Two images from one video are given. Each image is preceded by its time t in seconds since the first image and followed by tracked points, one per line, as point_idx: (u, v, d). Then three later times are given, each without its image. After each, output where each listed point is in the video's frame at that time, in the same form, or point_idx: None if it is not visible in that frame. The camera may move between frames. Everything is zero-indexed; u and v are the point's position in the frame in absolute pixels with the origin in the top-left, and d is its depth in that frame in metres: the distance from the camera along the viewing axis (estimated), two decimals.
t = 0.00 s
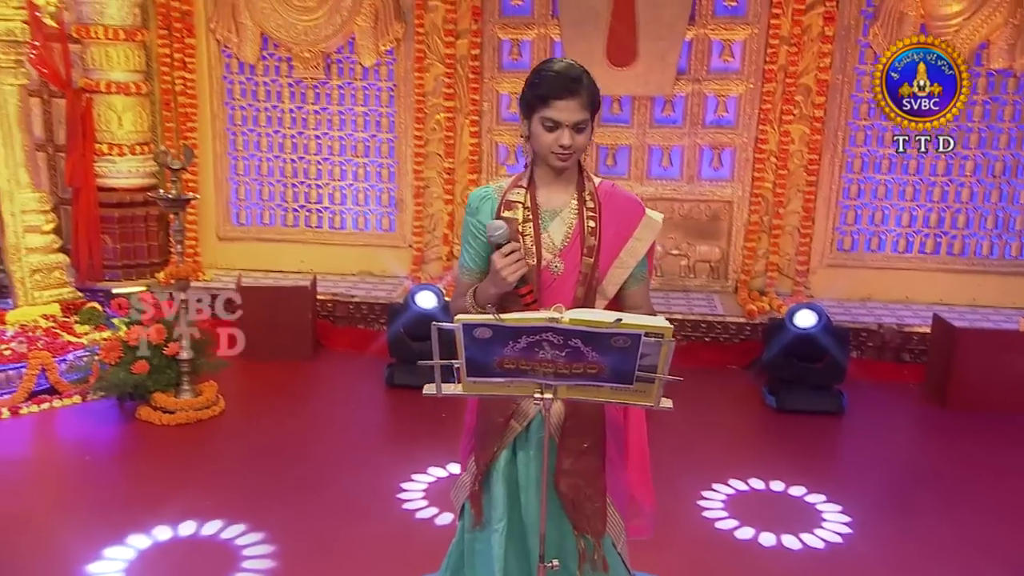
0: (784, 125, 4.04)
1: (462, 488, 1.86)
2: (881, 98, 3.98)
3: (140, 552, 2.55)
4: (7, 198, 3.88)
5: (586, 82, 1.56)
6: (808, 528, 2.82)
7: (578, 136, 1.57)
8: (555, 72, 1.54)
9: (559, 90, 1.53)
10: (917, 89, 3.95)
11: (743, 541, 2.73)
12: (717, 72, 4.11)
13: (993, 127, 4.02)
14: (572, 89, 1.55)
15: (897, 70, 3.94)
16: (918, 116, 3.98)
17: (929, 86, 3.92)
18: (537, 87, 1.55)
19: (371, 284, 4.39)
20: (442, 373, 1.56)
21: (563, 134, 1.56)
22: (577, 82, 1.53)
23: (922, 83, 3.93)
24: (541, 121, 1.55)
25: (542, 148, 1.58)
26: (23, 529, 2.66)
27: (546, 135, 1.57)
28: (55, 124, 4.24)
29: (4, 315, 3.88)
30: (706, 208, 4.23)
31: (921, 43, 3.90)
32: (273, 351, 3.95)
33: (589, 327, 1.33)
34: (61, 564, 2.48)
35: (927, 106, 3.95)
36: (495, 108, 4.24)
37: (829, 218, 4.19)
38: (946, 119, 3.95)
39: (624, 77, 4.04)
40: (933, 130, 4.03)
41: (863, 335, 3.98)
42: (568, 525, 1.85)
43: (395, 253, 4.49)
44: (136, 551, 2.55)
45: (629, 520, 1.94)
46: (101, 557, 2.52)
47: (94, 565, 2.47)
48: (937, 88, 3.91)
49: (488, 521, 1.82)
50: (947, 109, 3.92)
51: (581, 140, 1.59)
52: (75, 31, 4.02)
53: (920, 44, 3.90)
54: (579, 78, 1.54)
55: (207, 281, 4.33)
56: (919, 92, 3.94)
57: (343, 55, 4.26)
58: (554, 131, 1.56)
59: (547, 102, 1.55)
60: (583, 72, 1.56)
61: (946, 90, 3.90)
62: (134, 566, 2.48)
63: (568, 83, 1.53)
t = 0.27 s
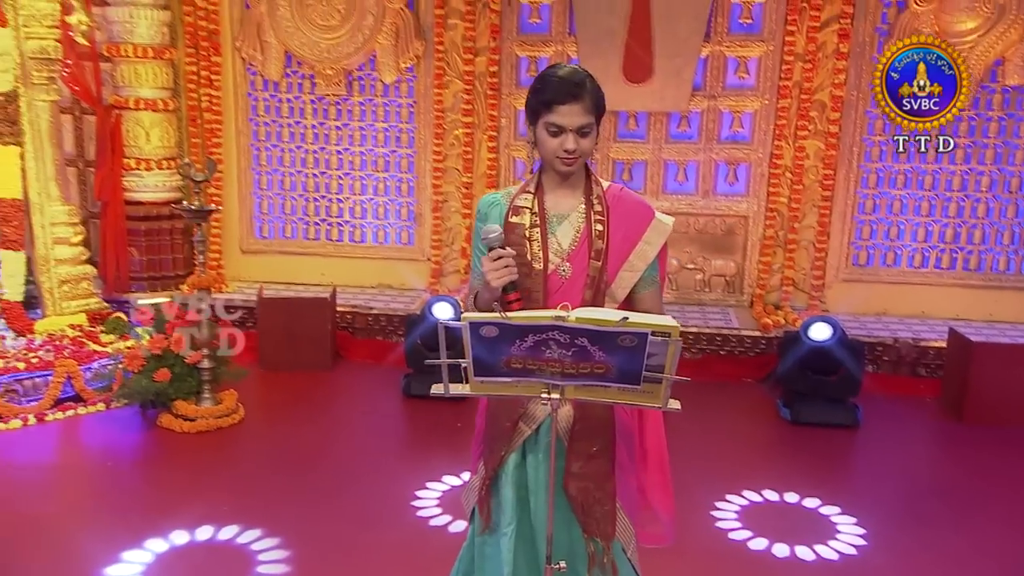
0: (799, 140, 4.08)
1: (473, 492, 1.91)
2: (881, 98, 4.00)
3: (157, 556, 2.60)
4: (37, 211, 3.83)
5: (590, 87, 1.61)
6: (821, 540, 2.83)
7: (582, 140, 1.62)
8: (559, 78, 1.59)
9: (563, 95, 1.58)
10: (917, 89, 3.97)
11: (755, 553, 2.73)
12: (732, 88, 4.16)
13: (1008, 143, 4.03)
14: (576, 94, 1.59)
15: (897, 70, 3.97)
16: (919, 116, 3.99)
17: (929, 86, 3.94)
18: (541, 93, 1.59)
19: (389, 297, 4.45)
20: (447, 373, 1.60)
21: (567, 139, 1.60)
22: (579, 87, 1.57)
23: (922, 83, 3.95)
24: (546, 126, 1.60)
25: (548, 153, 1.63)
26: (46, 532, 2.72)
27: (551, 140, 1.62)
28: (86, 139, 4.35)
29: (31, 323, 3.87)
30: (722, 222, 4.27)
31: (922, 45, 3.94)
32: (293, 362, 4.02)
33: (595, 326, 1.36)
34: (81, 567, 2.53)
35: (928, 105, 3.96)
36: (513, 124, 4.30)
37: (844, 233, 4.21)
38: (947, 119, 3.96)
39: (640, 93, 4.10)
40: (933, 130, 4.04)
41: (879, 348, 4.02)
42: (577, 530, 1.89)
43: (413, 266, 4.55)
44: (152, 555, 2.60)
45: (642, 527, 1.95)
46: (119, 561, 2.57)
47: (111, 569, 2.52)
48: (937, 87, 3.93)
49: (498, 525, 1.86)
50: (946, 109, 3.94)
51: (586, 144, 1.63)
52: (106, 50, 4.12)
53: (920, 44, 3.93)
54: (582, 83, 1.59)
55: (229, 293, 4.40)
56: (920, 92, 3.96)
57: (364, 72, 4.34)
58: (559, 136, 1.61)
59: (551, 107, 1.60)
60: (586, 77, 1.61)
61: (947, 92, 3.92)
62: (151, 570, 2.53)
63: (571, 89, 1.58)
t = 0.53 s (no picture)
0: (813, 152, 4.11)
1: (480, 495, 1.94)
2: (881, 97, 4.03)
3: (172, 558, 2.64)
4: (62, 221, 3.88)
5: (600, 92, 1.65)
6: (834, 550, 2.84)
7: (591, 144, 1.67)
8: (570, 83, 1.64)
9: (574, 99, 1.63)
10: (917, 88, 3.99)
11: (766, 562, 2.75)
12: (746, 101, 4.20)
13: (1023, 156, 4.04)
14: (586, 99, 1.64)
15: (896, 69, 4.00)
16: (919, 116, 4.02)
17: (929, 86, 3.96)
18: (552, 97, 1.65)
19: (406, 307, 4.50)
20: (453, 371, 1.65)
21: (576, 142, 1.65)
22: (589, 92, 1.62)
23: (922, 83, 3.97)
24: (556, 130, 1.65)
25: (557, 156, 1.68)
26: (66, 533, 2.77)
27: (560, 143, 1.67)
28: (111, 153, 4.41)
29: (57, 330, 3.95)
30: (736, 234, 4.29)
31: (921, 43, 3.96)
32: (310, 370, 4.07)
33: (601, 325, 1.40)
34: (100, 568, 2.57)
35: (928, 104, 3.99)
36: (528, 136, 4.35)
37: (858, 245, 4.23)
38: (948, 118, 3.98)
39: (654, 105, 4.14)
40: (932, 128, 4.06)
41: (893, 360, 4.01)
42: (586, 534, 1.94)
43: (430, 276, 4.60)
44: (168, 557, 2.65)
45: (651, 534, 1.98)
46: (135, 562, 2.61)
47: (128, 570, 2.57)
48: (938, 88, 3.96)
49: (504, 528, 1.89)
50: (946, 109, 3.97)
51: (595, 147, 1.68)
52: (132, 64, 4.21)
53: (920, 44, 3.95)
54: (592, 88, 1.64)
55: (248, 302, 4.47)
56: (921, 93, 3.99)
57: (383, 85, 4.40)
58: (568, 139, 1.66)
59: (561, 111, 1.65)
60: (596, 82, 1.66)
61: (946, 90, 3.94)
62: (165, 572, 2.57)
63: (581, 93, 1.63)
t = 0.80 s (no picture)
0: (830, 167, 4.14)
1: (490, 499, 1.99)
2: (881, 97, 4.04)
3: (191, 561, 2.70)
4: (92, 232, 3.97)
5: (619, 98, 1.70)
6: (849, 561, 2.85)
7: (608, 149, 1.72)
8: (591, 88, 1.69)
9: (594, 104, 1.68)
10: (917, 89, 4.00)
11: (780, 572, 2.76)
12: (762, 116, 4.24)
13: None
14: (605, 104, 1.69)
15: (897, 69, 4.00)
16: (919, 116, 4.03)
17: (929, 86, 3.98)
18: (574, 100, 1.70)
19: (424, 318, 4.57)
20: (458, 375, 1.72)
21: (594, 147, 1.70)
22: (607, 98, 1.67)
23: (922, 83, 3.99)
24: (575, 133, 1.70)
25: (574, 160, 1.73)
26: (89, 535, 2.83)
27: (577, 147, 1.72)
28: (141, 167, 4.57)
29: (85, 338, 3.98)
30: (752, 247, 4.32)
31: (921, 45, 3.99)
32: (330, 379, 4.14)
33: (605, 325, 1.44)
34: (122, 570, 2.63)
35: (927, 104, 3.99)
36: (546, 150, 4.41)
37: (875, 259, 4.24)
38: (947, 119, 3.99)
39: (672, 120, 4.19)
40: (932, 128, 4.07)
41: (910, 373, 4.03)
42: (595, 539, 1.99)
43: (449, 288, 4.65)
44: (186, 560, 2.70)
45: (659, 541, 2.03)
46: (153, 565, 2.67)
47: (146, 572, 2.62)
48: (938, 87, 3.97)
49: (514, 532, 1.95)
50: (947, 109, 3.98)
51: (611, 153, 1.73)
52: (161, 81, 4.30)
53: (921, 44, 3.97)
54: (613, 94, 1.69)
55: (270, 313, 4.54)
56: (921, 93, 3.99)
57: (404, 101, 4.47)
58: (586, 143, 1.71)
59: (581, 116, 1.70)
60: (617, 88, 1.71)
61: (945, 90, 3.96)
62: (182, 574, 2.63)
63: (602, 98, 1.68)
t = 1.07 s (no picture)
0: (846, 179, 4.16)
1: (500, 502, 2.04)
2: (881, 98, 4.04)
3: (210, 563, 2.76)
4: (121, 243, 4.02)
5: (638, 107, 1.78)
6: (865, 572, 2.86)
7: (625, 156, 1.79)
8: (612, 94, 1.76)
9: (615, 112, 1.75)
10: (917, 89, 3.99)
11: None
12: (779, 129, 4.28)
13: None
14: (625, 112, 1.77)
15: (897, 70, 4.00)
16: (919, 117, 4.01)
17: (929, 86, 3.97)
18: (595, 106, 1.76)
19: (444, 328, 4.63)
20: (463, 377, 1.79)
21: (612, 153, 1.77)
22: (627, 105, 1.74)
23: (922, 83, 3.98)
24: (595, 139, 1.77)
25: (592, 164, 1.80)
26: (112, 537, 2.90)
27: (595, 153, 1.79)
28: (171, 180, 4.69)
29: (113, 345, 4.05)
30: (769, 259, 4.35)
31: (919, 44, 3.98)
32: (351, 387, 4.21)
33: (609, 326, 1.48)
34: (145, 571, 2.69)
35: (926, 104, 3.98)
36: (565, 163, 4.47)
37: (892, 272, 4.26)
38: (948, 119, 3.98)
39: (688, 134, 4.24)
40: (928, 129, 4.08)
41: (928, 386, 4.04)
42: (605, 542, 2.04)
43: (468, 300, 4.71)
44: (205, 562, 2.76)
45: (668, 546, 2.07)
46: (173, 567, 2.73)
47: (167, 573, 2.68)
48: (937, 87, 3.96)
49: (523, 537, 2.00)
50: (947, 109, 3.96)
51: (628, 160, 1.80)
52: (190, 96, 4.39)
53: (919, 44, 3.97)
54: (632, 102, 1.76)
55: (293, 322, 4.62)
56: (920, 93, 3.98)
57: (425, 115, 4.55)
58: (604, 149, 1.78)
59: (601, 121, 1.77)
60: (636, 96, 1.79)
61: (945, 90, 3.95)
62: None
63: (622, 105, 1.76)
